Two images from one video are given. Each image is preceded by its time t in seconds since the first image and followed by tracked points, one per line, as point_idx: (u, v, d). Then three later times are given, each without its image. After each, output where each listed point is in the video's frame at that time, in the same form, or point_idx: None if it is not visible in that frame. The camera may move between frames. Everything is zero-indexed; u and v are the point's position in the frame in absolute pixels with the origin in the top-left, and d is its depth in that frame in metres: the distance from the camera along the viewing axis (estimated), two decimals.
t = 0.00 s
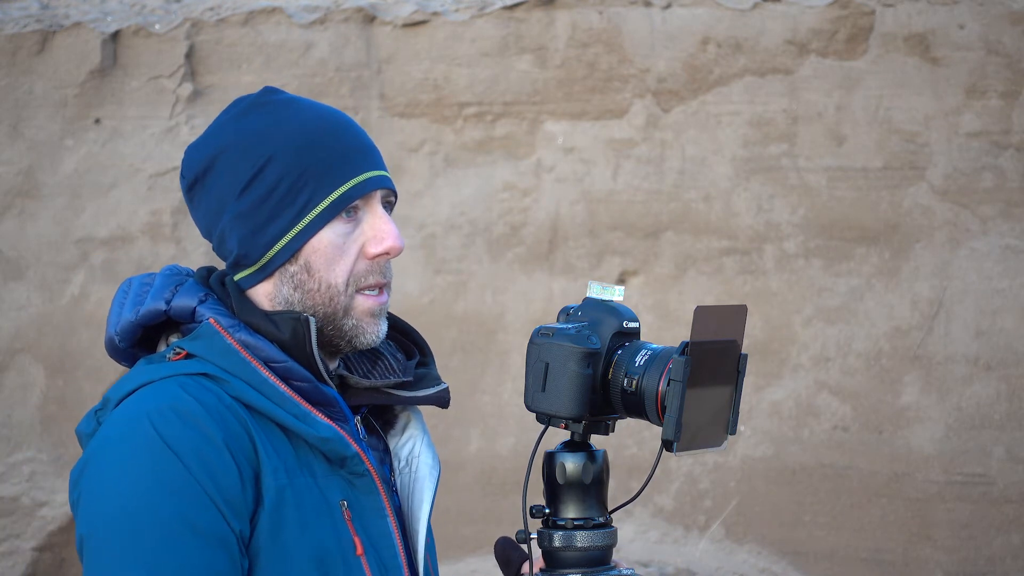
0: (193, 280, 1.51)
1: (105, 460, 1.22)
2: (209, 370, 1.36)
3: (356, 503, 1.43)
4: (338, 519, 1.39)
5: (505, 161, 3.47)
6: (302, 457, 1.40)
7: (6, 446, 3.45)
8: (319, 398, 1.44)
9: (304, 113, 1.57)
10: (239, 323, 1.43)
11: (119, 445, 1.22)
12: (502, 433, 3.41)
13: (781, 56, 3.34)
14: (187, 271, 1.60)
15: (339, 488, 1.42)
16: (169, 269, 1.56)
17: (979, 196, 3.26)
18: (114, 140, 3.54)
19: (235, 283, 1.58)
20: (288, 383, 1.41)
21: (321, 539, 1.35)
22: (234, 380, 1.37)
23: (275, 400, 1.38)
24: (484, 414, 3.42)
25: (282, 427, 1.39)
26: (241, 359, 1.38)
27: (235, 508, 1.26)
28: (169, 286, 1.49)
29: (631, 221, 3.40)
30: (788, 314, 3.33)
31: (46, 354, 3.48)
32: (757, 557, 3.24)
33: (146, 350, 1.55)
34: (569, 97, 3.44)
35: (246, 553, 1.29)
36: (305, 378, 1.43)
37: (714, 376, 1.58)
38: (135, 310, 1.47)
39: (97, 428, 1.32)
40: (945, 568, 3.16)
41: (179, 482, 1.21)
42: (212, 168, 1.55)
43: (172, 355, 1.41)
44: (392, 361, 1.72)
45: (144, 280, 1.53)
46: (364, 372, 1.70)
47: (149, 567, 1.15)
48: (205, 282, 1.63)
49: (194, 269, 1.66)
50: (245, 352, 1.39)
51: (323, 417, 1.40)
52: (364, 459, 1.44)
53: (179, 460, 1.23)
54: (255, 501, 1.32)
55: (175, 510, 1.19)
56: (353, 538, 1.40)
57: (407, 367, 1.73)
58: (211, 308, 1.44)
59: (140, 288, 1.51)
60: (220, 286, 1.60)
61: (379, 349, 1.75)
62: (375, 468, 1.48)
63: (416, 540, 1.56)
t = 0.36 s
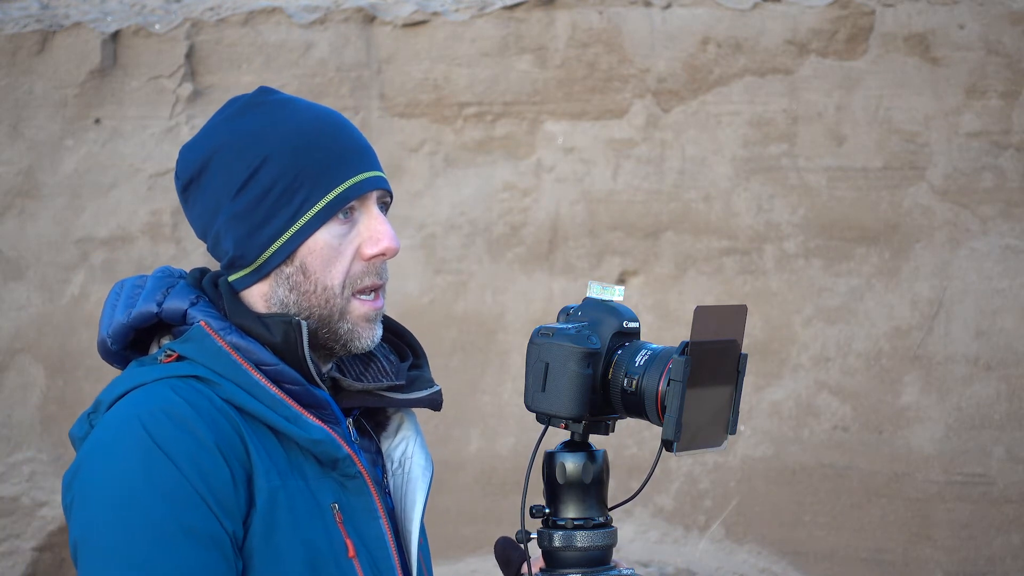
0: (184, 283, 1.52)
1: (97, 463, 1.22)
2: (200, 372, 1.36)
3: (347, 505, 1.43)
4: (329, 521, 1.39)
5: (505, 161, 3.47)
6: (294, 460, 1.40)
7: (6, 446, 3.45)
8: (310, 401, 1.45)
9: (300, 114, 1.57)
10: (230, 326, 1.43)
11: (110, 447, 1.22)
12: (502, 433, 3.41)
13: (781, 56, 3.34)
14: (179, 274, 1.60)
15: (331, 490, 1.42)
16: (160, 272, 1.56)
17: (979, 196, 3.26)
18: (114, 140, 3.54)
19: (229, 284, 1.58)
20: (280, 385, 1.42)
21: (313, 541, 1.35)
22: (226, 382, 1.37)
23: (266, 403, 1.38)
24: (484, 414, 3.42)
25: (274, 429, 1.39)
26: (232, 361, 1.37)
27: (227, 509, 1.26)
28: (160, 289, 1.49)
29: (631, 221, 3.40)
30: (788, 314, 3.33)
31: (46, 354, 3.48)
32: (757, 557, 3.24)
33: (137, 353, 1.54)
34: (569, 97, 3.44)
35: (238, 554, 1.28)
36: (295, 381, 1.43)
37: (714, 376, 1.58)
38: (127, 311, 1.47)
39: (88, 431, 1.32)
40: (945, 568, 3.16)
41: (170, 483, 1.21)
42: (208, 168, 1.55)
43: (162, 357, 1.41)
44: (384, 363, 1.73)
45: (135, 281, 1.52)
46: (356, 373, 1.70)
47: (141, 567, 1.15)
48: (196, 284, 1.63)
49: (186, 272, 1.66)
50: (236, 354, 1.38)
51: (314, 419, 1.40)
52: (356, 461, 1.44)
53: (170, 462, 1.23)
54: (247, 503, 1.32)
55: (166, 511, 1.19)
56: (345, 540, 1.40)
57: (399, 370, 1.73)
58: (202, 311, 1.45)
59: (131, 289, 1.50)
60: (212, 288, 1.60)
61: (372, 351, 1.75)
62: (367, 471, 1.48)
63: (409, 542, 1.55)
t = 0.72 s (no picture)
0: (191, 281, 1.52)
1: (106, 459, 1.22)
2: (210, 368, 1.37)
3: (356, 502, 1.44)
4: (339, 517, 1.40)
5: (505, 161, 3.47)
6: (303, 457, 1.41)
7: (6, 447, 3.45)
8: (320, 398, 1.45)
9: (305, 114, 1.57)
10: (240, 322, 1.44)
11: (119, 443, 1.22)
12: (503, 433, 3.41)
13: (781, 56, 3.34)
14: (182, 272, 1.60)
15: (340, 487, 1.43)
16: (166, 270, 1.56)
17: (979, 196, 3.26)
18: (114, 140, 3.54)
19: (233, 284, 1.58)
20: (290, 381, 1.43)
21: (325, 537, 1.36)
22: (236, 378, 1.38)
23: (277, 398, 1.39)
24: (484, 414, 3.42)
25: (283, 426, 1.40)
26: (244, 356, 1.39)
27: (236, 507, 1.27)
28: (167, 286, 1.49)
29: (631, 221, 3.40)
30: (788, 314, 3.33)
31: (46, 354, 3.48)
32: (757, 557, 3.25)
33: (141, 352, 1.54)
34: (569, 97, 3.44)
35: (242, 555, 1.28)
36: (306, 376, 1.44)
37: (714, 377, 1.58)
38: (134, 310, 1.47)
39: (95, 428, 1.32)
40: (945, 568, 3.16)
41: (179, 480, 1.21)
42: (214, 170, 1.55)
43: (171, 354, 1.40)
44: (388, 361, 1.73)
45: (140, 280, 1.52)
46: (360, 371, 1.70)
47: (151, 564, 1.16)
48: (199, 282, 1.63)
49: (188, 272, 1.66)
50: (247, 350, 1.40)
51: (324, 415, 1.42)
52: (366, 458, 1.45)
53: (180, 459, 1.23)
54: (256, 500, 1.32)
55: (171, 507, 1.19)
56: (354, 536, 1.40)
57: (403, 366, 1.73)
58: (212, 306, 1.45)
59: (136, 288, 1.51)
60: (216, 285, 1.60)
61: (375, 350, 1.75)
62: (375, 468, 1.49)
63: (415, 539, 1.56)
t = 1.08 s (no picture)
0: (180, 283, 1.53)
1: (127, 452, 1.21)
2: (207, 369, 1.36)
3: (355, 497, 1.44)
4: (341, 511, 1.39)
5: (505, 162, 3.47)
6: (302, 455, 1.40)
7: (6, 447, 3.45)
8: (315, 396, 1.46)
9: (284, 114, 1.57)
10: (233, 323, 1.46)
11: (139, 434, 1.22)
12: (502, 433, 3.41)
13: (781, 56, 3.34)
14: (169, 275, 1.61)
15: (340, 482, 1.42)
16: (154, 273, 1.57)
17: (979, 197, 3.26)
18: (114, 140, 3.54)
19: (222, 286, 1.61)
20: (285, 380, 1.43)
21: (334, 526, 1.36)
22: (234, 378, 1.37)
23: (275, 397, 1.39)
24: (484, 414, 3.42)
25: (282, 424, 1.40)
26: (237, 357, 1.39)
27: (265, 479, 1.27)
28: (157, 289, 1.50)
29: (631, 221, 3.41)
30: (788, 314, 3.33)
31: (46, 354, 3.48)
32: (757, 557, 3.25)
33: (131, 355, 1.54)
34: (569, 97, 3.44)
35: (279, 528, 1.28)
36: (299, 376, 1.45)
37: (713, 377, 1.57)
38: (123, 314, 1.47)
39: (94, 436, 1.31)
40: (945, 568, 3.16)
41: (212, 450, 1.21)
42: (194, 173, 1.57)
43: (162, 357, 1.40)
44: (378, 356, 1.73)
45: (128, 284, 1.54)
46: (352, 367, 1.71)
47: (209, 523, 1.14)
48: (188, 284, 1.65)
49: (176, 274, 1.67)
50: (240, 350, 1.40)
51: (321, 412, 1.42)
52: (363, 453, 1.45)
53: (205, 435, 1.23)
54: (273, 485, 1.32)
55: (213, 472, 1.19)
56: (357, 529, 1.39)
57: (393, 362, 1.73)
58: (203, 308, 1.46)
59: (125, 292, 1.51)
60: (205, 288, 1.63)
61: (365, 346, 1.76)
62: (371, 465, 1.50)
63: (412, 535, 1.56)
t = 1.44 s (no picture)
0: (177, 282, 1.55)
1: (116, 436, 1.28)
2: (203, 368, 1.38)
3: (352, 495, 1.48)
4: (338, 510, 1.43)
5: (505, 162, 3.47)
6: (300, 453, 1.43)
7: (6, 447, 3.45)
8: (312, 395, 1.48)
9: (277, 112, 1.58)
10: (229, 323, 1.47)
11: (125, 419, 1.29)
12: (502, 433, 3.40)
13: (781, 56, 3.34)
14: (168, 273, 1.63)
15: (337, 481, 1.45)
16: (153, 272, 1.58)
17: (979, 197, 3.26)
18: (114, 140, 3.54)
19: (220, 284, 1.61)
20: (281, 380, 1.45)
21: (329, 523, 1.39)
22: (229, 377, 1.39)
23: (270, 396, 1.41)
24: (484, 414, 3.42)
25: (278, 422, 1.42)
26: (233, 357, 1.41)
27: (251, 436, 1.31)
28: (154, 288, 1.51)
29: (631, 221, 3.41)
30: (787, 314, 3.33)
31: (46, 354, 3.48)
32: (757, 557, 3.25)
33: (130, 353, 1.56)
34: (569, 97, 3.44)
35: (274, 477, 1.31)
36: (295, 376, 1.46)
37: (712, 377, 1.57)
38: (120, 313, 1.49)
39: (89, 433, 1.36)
40: (945, 568, 3.16)
41: (190, 414, 1.27)
42: (190, 172, 1.59)
43: (161, 354, 1.44)
44: (379, 355, 1.73)
45: (128, 282, 1.55)
46: (353, 367, 1.71)
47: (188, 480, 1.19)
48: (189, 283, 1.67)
49: (178, 273, 1.69)
50: (236, 350, 1.42)
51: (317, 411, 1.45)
52: (360, 453, 1.50)
53: (184, 406, 1.29)
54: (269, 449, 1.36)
55: (187, 431, 1.24)
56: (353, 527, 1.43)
57: (395, 361, 1.75)
58: (198, 308, 1.47)
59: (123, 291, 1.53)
60: (203, 286, 1.64)
61: (366, 345, 1.76)
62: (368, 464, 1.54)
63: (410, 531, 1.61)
